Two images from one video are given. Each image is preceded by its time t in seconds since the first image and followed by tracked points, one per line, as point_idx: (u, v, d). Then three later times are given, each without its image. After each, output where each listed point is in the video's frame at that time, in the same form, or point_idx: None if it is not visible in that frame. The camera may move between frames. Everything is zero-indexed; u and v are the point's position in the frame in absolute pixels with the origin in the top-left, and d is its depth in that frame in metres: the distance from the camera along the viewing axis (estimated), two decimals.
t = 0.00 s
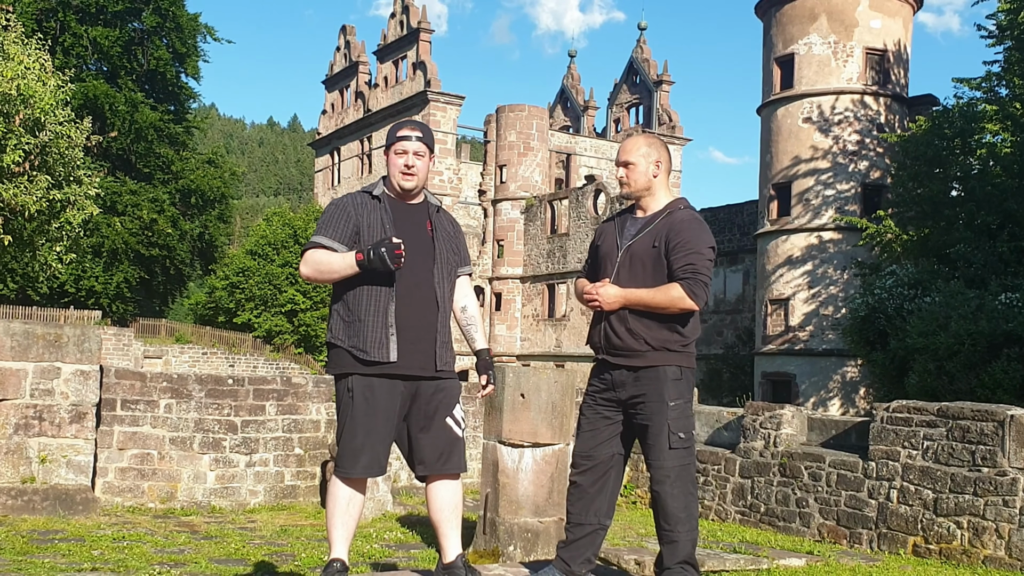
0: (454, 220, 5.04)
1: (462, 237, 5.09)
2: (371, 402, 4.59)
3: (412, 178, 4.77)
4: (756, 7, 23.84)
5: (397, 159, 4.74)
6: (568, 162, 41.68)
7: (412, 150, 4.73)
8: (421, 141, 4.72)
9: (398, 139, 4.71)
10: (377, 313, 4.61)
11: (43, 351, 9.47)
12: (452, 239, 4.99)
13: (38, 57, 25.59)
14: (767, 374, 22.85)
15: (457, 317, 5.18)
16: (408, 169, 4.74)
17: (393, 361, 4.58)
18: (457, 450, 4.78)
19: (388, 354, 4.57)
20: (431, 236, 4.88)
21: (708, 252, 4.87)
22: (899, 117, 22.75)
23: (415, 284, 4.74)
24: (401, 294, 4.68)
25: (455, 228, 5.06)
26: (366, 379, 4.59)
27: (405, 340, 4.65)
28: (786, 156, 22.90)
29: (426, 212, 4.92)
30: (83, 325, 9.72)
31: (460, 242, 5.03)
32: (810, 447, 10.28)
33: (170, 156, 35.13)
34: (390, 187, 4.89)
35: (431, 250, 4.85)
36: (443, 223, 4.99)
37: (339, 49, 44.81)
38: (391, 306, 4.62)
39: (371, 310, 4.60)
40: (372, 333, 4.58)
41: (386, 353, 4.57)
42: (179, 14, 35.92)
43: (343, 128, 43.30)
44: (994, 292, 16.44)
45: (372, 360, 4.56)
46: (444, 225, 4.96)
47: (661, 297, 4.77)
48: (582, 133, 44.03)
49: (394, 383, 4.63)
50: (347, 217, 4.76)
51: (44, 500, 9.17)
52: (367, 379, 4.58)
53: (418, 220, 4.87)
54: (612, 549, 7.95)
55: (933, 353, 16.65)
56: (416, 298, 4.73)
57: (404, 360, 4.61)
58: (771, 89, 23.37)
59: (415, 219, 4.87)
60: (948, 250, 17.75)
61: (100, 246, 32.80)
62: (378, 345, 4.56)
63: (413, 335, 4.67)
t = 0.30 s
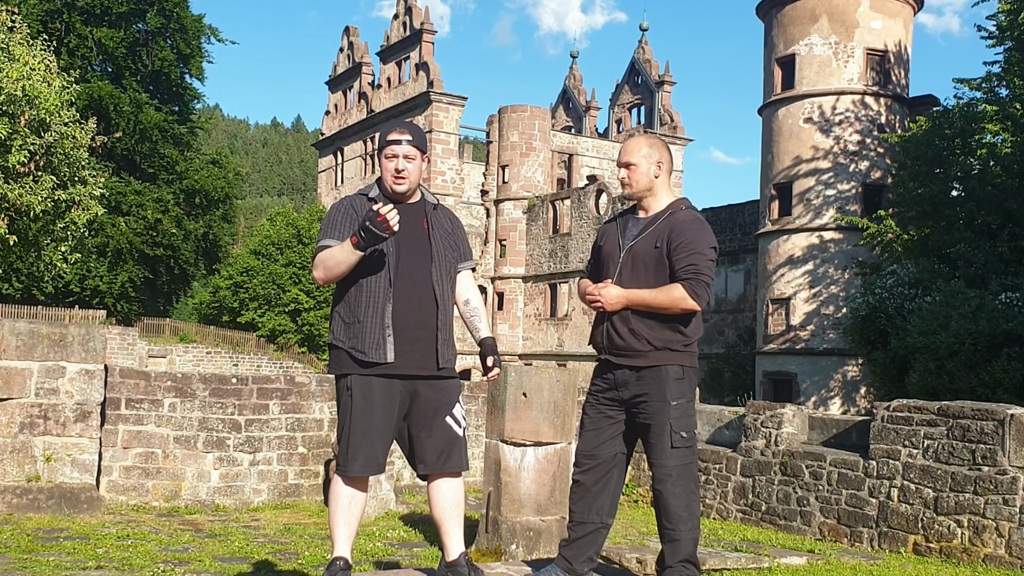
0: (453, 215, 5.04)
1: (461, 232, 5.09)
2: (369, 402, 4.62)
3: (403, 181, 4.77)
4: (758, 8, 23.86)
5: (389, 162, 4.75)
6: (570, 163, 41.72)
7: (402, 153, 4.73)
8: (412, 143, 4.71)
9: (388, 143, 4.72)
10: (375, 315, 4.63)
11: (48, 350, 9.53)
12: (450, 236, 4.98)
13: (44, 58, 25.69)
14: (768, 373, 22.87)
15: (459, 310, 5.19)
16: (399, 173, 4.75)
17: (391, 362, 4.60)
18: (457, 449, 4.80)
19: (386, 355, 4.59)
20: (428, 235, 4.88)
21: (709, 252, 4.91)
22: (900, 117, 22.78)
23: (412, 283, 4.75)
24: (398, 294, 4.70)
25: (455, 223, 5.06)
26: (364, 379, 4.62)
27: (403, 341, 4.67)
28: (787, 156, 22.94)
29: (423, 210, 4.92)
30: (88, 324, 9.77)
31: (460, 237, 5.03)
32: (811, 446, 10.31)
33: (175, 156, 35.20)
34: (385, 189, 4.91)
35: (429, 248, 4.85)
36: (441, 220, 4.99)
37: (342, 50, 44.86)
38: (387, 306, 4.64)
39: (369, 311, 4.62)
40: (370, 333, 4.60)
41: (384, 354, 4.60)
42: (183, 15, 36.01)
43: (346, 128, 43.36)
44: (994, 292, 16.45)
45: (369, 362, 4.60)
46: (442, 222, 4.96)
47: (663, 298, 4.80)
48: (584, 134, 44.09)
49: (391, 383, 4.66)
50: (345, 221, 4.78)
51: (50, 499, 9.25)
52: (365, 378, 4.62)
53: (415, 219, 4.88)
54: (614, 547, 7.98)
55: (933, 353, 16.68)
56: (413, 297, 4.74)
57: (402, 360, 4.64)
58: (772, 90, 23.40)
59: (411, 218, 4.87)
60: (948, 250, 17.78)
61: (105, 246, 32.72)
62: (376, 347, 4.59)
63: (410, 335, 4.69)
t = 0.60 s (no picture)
0: (444, 214, 5.07)
1: (452, 230, 5.11)
2: (363, 402, 4.64)
3: (397, 180, 4.80)
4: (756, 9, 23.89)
5: (382, 162, 4.77)
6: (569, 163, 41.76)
7: (395, 152, 4.75)
8: (404, 142, 4.74)
9: (381, 142, 4.73)
10: (366, 316, 4.66)
11: (49, 349, 9.57)
12: (441, 235, 5.01)
13: (45, 59, 25.70)
14: (766, 373, 22.92)
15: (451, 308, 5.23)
16: (391, 172, 4.77)
17: (383, 362, 4.63)
18: (450, 447, 4.83)
19: (377, 355, 4.62)
20: (419, 233, 4.90)
21: (708, 252, 4.95)
22: (897, 118, 22.81)
23: (403, 284, 4.78)
24: (390, 295, 4.73)
25: (446, 222, 5.10)
26: (357, 379, 4.65)
27: (394, 341, 4.70)
28: (784, 156, 22.98)
29: (413, 209, 4.95)
30: (89, 324, 9.81)
31: (451, 235, 5.06)
32: (808, 445, 10.37)
33: (175, 156, 35.20)
34: (376, 188, 4.94)
35: (420, 246, 4.88)
36: (432, 219, 5.02)
37: (343, 51, 44.89)
38: (379, 308, 4.66)
39: (361, 312, 4.65)
40: (362, 335, 4.63)
41: (376, 354, 4.63)
42: (184, 16, 36.04)
43: (346, 129, 43.44)
44: (990, 292, 16.47)
45: (362, 363, 4.63)
46: (433, 221, 4.98)
47: (662, 297, 4.83)
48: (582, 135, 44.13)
49: (384, 382, 4.69)
50: (338, 222, 4.80)
51: (51, 497, 9.34)
52: (359, 378, 4.64)
53: (406, 219, 4.90)
54: (612, 546, 8.03)
55: (930, 352, 16.74)
56: (405, 297, 4.76)
57: (393, 360, 4.67)
58: (770, 91, 23.43)
59: (402, 218, 4.90)
60: (945, 250, 17.81)
61: (106, 246, 32.84)
62: (368, 348, 4.62)
63: (402, 335, 4.71)
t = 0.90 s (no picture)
0: (429, 216, 5.11)
1: (436, 232, 5.15)
2: (356, 402, 4.63)
3: (402, 180, 4.86)
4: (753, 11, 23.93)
5: (387, 162, 4.80)
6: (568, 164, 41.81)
7: (398, 152, 4.81)
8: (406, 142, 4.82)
9: (383, 141, 4.78)
10: (357, 317, 4.65)
11: (50, 349, 9.61)
12: (427, 237, 5.05)
13: (46, 60, 25.74)
14: (764, 373, 22.96)
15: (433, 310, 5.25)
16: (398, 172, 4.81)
17: (374, 363, 4.62)
18: (440, 446, 4.82)
19: (369, 357, 4.61)
20: (407, 235, 4.93)
21: (709, 252, 4.98)
22: (893, 119, 22.87)
23: (392, 285, 4.78)
24: (381, 296, 4.73)
25: (430, 223, 5.13)
26: (350, 381, 4.63)
27: (385, 341, 4.69)
28: (782, 157, 23.01)
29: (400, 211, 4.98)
30: (90, 324, 9.85)
31: (436, 237, 5.10)
32: (806, 445, 10.41)
33: (176, 158, 35.24)
34: (365, 189, 4.95)
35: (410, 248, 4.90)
36: (418, 221, 5.06)
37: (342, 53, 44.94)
38: (370, 309, 4.66)
39: (353, 313, 4.65)
40: (353, 337, 4.63)
41: (367, 356, 4.62)
42: (184, 18, 36.09)
43: (346, 130, 43.52)
44: (987, 292, 16.51)
45: (352, 365, 4.62)
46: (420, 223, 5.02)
47: (665, 297, 4.86)
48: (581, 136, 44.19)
49: (375, 383, 4.68)
50: (327, 222, 4.80)
51: (52, 497, 9.40)
52: (349, 381, 4.63)
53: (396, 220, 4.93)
54: (610, 545, 8.06)
55: (927, 352, 16.79)
56: (393, 298, 4.77)
57: (384, 362, 4.66)
58: (767, 92, 23.46)
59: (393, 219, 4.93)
60: (941, 250, 17.85)
61: (107, 247, 32.90)
62: (359, 350, 4.61)
63: (392, 336, 4.71)
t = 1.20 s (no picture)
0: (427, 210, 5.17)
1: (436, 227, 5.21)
2: (362, 400, 4.64)
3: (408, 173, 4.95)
4: (751, 12, 23.96)
5: (396, 159, 4.92)
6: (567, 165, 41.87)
7: (398, 148, 4.92)
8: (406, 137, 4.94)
9: (386, 139, 4.88)
10: (373, 310, 4.65)
11: (54, 348, 9.67)
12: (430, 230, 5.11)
13: (49, 61, 25.81)
14: (762, 372, 23.00)
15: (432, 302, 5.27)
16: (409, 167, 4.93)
17: (390, 358, 4.64)
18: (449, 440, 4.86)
19: (386, 351, 4.63)
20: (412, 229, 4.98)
21: (714, 254, 5.00)
22: (890, 120, 22.91)
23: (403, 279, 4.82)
24: (393, 289, 4.76)
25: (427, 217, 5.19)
26: (357, 378, 4.64)
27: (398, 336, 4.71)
28: (779, 157, 23.06)
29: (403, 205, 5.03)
30: (93, 324, 9.91)
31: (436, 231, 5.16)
32: (804, 443, 10.45)
33: (177, 158, 35.30)
34: (366, 186, 4.98)
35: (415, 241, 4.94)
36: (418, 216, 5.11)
37: (342, 54, 44.99)
38: (383, 303, 4.68)
39: (369, 306, 4.65)
40: (369, 330, 4.63)
41: (383, 350, 4.63)
42: (186, 19, 36.15)
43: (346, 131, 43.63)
44: (983, 291, 16.55)
45: (367, 360, 4.62)
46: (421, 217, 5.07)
47: (673, 297, 4.86)
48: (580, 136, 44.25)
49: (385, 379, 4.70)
50: (338, 213, 4.79)
51: (54, 495, 9.42)
52: (359, 378, 4.64)
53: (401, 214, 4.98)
54: (609, 543, 8.11)
55: (923, 351, 16.85)
56: (404, 291, 4.80)
57: (398, 356, 4.68)
58: (765, 93, 23.50)
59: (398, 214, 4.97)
60: (938, 250, 17.89)
61: (108, 247, 32.97)
62: (377, 343, 4.61)
63: (405, 330, 4.74)
